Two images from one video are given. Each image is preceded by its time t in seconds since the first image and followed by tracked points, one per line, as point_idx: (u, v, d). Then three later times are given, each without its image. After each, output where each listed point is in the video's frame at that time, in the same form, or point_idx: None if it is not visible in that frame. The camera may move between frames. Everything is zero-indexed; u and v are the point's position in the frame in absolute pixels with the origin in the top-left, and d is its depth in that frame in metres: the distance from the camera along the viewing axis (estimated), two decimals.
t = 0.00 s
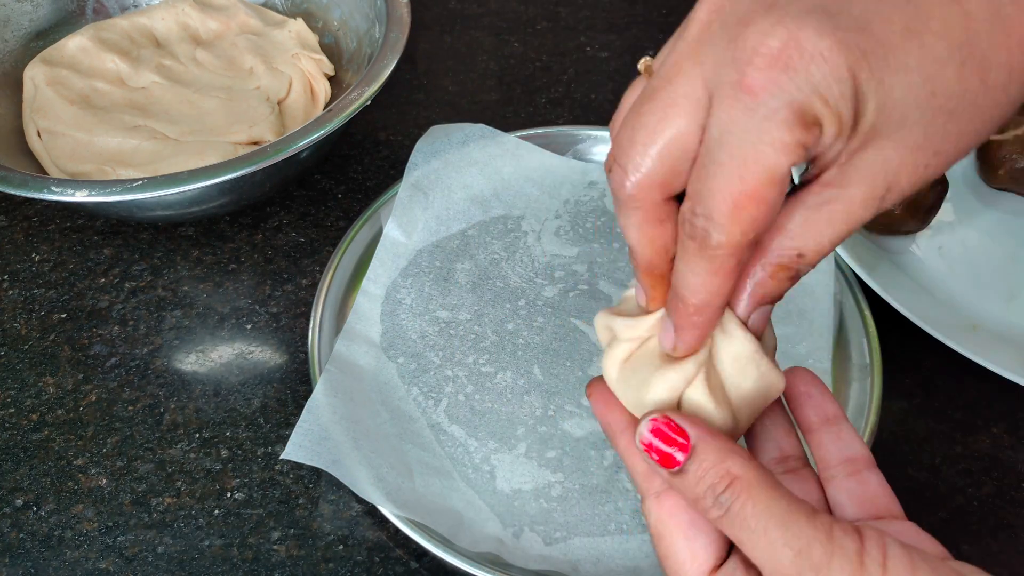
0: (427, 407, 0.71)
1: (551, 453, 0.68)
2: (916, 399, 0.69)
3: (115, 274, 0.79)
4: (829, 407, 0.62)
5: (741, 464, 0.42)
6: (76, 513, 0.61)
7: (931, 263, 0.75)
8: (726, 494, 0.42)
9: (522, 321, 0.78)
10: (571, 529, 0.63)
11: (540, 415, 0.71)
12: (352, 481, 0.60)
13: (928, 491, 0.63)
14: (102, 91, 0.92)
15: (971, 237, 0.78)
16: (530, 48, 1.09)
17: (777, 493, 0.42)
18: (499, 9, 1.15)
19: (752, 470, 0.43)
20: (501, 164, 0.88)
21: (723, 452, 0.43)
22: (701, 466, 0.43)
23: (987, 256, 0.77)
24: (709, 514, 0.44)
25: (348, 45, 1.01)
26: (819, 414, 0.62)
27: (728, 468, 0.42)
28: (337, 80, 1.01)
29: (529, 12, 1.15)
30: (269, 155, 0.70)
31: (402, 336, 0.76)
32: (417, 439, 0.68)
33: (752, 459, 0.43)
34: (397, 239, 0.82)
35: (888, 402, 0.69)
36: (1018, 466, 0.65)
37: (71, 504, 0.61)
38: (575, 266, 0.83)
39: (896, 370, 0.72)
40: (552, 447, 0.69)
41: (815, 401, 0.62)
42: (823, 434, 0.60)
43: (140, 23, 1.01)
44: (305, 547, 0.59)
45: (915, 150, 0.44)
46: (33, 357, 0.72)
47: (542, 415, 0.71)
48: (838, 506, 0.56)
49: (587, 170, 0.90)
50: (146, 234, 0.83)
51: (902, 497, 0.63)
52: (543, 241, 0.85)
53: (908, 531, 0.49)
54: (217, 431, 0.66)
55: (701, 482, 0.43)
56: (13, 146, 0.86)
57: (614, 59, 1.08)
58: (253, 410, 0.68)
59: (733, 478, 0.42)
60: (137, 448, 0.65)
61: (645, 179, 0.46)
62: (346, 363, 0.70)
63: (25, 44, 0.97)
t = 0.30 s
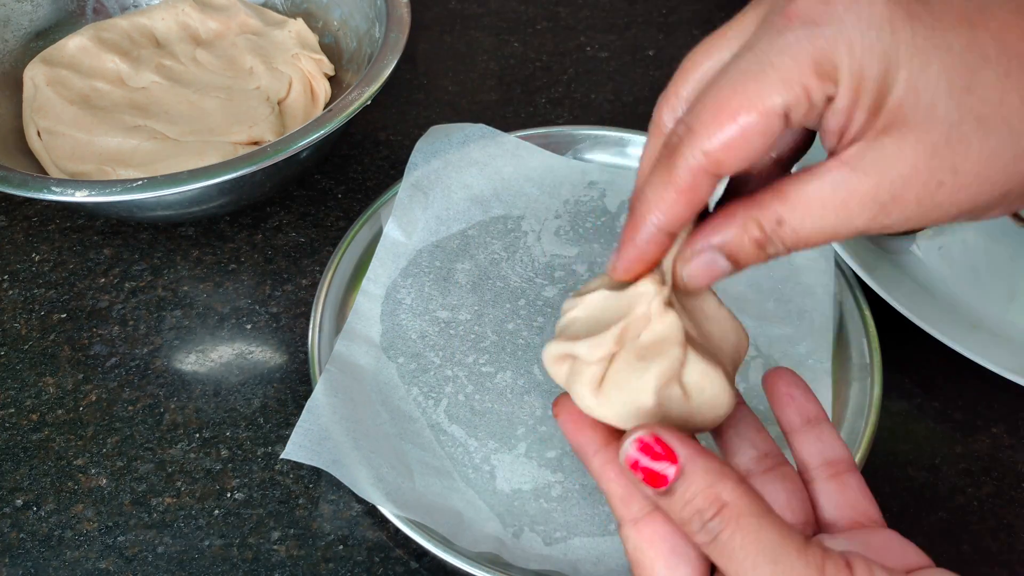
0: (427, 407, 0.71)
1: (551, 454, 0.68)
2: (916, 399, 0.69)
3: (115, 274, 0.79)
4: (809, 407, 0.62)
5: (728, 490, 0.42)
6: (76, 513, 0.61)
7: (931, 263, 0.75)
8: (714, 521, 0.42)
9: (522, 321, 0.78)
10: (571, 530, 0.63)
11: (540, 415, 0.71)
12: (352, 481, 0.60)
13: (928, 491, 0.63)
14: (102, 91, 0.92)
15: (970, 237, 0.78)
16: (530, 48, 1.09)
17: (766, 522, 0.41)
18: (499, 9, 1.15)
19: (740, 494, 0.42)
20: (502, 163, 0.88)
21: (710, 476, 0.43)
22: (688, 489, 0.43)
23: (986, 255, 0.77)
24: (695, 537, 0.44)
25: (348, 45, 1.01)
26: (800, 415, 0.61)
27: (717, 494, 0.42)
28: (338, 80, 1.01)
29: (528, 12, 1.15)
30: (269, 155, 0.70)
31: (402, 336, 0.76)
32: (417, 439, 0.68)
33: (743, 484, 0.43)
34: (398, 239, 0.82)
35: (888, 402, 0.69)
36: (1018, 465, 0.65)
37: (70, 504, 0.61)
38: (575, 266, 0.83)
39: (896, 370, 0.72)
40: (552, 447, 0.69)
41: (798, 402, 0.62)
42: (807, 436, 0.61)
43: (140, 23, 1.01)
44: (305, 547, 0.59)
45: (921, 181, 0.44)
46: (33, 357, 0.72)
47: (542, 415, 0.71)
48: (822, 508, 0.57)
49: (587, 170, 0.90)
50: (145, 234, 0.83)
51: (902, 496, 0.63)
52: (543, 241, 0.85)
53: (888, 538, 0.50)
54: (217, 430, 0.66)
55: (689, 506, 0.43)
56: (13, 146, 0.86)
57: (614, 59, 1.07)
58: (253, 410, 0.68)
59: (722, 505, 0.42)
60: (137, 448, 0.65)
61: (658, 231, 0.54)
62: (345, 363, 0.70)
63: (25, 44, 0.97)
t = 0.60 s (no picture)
0: (427, 407, 0.71)
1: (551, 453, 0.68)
2: (916, 399, 0.69)
3: (115, 274, 0.79)
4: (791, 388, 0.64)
5: None
6: (76, 513, 0.61)
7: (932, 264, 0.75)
8: None
9: (522, 321, 0.78)
10: (571, 530, 0.63)
11: (540, 415, 0.71)
12: (352, 482, 0.60)
13: (928, 492, 0.63)
14: (102, 91, 0.92)
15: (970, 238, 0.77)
16: (530, 48, 1.09)
17: None
18: (499, 9, 1.15)
19: None
20: (502, 164, 0.88)
21: None
22: None
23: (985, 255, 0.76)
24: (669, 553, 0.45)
25: (348, 45, 1.01)
26: (786, 394, 0.64)
27: None
28: (337, 80, 1.01)
29: (529, 12, 1.15)
30: (269, 155, 0.70)
31: (402, 335, 0.76)
32: (417, 438, 0.68)
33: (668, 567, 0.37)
34: (397, 239, 0.82)
35: (888, 402, 0.69)
36: (1018, 465, 0.65)
37: (70, 504, 0.61)
38: (575, 267, 0.83)
39: (896, 371, 0.72)
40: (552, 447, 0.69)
41: (784, 381, 0.65)
42: (793, 412, 0.63)
43: (140, 23, 1.01)
44: (305, 547, 0.59)
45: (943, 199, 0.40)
46: (33, 357, 0.72)
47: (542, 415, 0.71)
48: (813, 474, 0.58)
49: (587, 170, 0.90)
50: (146, 234, 0.83)
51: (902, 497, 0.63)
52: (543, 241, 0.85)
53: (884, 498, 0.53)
54: (217, 430, 0.66)
55: None
56: (13, 146, 0.86)
57: (614, 59, 1.07)
58: (253, 410, 0.68)
59: None
60: (137, 448, 0.65)
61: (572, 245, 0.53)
62: (345, 363, 0.70)
63: (25, 44, 0.97)
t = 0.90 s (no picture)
0: (427, 407, 0.71)
1: (551, 453, 0.68)
2: (916, 399, 0.69)
3: (115, 274, 0.79)
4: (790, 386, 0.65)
5: None
6: (76, 513, 0.61)
7: (932, 263, 0.74)
8: None
9: (522, 321, 0.78)
10: (570, 530, 0.63)
11: (540, 415, 0.71)
12: (352, 481, 0.60)
13: (928, 491, 0.63)
14: (102, 91, 0.92)
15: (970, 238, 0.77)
16: (530, 48, 1.09)
17: None
18: (499, 9, 1.15)
19: None
20: (502, 164, 0.88)
21: None
22: None
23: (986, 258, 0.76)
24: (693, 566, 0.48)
25: (348, 45, 1.01)
26: (786, 393, 0.65)
27: None
28: (338, 80, 1.01)
29: (529, 12, 1.15)
30: (269, 155, 0.70)
31: (401, 335, 0.76)
32: (417, 438, 0.68)
33: None
34: (398, 239, 0.82)
35: (887, 402, 0.69)
36: (1018, 465, 0.65)
37: (70, 504, 0.61)
38: (575, 266, 0.83)
39: (896, 370, 0.72)
40: (552, 447, 0.69)
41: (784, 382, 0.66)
42: (795, 411, 0.63)
43: (140, 23, 1.01)
44: (305, 547, 0.59)
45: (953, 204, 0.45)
46: (33, 358, 0.72)
47: (542, 415, 0.71)
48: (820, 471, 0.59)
49: (587, 170, 0.90)
50: (145, 234, 0.83)
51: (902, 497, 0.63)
52: (543, 241, 0.85)
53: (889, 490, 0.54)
54: (217, 430, 0.66)
55: None
56: (13, 146, 0.86)
57: (614, 59, 1.07)
58: (253, 410, 0.68)
59: None
60: (137, 448, 0.65)
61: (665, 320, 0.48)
62: (345, 363, 0.70)
63: (25, 44, 0.97)
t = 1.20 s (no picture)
0: (427, 407, 0.71)
1: (551, 454, 0.68)
2: (916, 399, 0.69)
3: (115, 274, 0.79)
4: (788, 394, 0.65)
5: None
6: (76, 513, 0.61)
7: (930, 264, 0.74)
8: None
9: (522, 321, 0.78)
10: (571, 530, 0.63)
11: (540, 415, 0.71)
12: (352, 481, 0.60)
13: (928, 491, 0.63)
14: (102, 91, 0.92)
15: (971, 236, 0.75)
16: (530, 48, 1.09)
17: None
18: (499, 9, 1.15)
19: None
20: (501, 164, 0.88)
21: None
22: None
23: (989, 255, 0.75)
24: None
25: (348, 45, 1.01)
26: (785, 400, 0.64)
27: None
28: (338, 80, 1.01)
29: (529, 12, 1.15)
30: (269, 155, 0.70)
31: (402, 335, 0.76)
32: (417, 438, 0.68)
33: None
34: (398, 239, 0.82)
35: (888, 402, 0.69)
36: (1018, 465, 0.65)
37: (71, 504, 0.61)
38: (575, 266, 0.83)
39: (896, 370, 0.72)
40: (552, 447, 0.69)
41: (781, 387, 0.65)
42: (792, 416, 0.63)
43: (140, 23, 1.01)
44: (305, 547, 0.59)
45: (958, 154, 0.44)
46: (33, 358, 0.72)
47: (542, 415, 0.71)
48: (814, 477, 0.59)
49: (587, 170, 0.90)
50: (146, 234, 0.83)
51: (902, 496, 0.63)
52: (543, 241, 0.85)
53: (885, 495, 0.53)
54: (217, 430, 0.66)
55: None
56: (13, 146, 0.86)
57: (614, 59, 1.07)
58: (253, 410, 0.68)
59: None
60: (138, 448, 0.65)
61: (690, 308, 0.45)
62: (345, 363, 0.70)
63: (25, 44, 0.97)
